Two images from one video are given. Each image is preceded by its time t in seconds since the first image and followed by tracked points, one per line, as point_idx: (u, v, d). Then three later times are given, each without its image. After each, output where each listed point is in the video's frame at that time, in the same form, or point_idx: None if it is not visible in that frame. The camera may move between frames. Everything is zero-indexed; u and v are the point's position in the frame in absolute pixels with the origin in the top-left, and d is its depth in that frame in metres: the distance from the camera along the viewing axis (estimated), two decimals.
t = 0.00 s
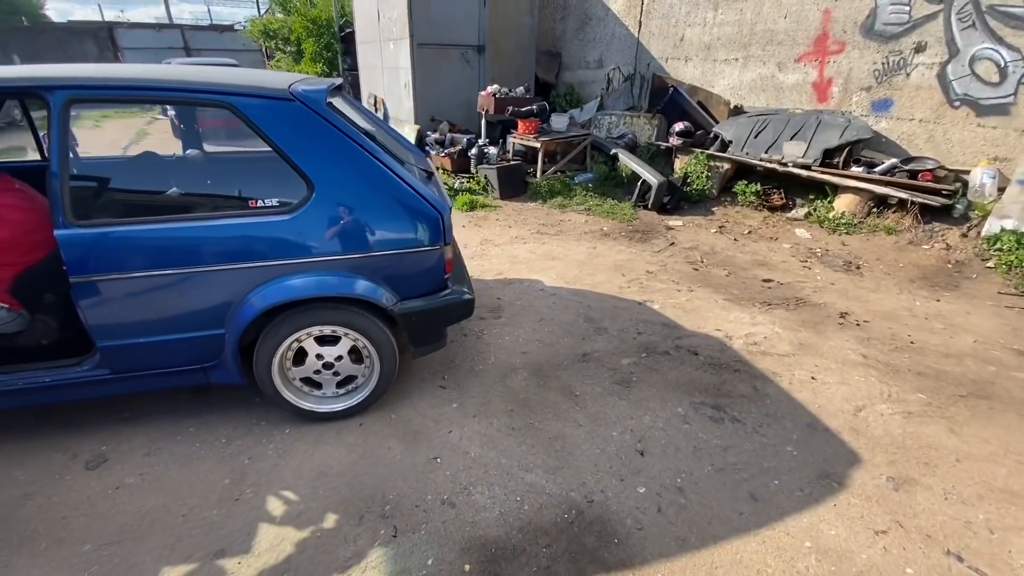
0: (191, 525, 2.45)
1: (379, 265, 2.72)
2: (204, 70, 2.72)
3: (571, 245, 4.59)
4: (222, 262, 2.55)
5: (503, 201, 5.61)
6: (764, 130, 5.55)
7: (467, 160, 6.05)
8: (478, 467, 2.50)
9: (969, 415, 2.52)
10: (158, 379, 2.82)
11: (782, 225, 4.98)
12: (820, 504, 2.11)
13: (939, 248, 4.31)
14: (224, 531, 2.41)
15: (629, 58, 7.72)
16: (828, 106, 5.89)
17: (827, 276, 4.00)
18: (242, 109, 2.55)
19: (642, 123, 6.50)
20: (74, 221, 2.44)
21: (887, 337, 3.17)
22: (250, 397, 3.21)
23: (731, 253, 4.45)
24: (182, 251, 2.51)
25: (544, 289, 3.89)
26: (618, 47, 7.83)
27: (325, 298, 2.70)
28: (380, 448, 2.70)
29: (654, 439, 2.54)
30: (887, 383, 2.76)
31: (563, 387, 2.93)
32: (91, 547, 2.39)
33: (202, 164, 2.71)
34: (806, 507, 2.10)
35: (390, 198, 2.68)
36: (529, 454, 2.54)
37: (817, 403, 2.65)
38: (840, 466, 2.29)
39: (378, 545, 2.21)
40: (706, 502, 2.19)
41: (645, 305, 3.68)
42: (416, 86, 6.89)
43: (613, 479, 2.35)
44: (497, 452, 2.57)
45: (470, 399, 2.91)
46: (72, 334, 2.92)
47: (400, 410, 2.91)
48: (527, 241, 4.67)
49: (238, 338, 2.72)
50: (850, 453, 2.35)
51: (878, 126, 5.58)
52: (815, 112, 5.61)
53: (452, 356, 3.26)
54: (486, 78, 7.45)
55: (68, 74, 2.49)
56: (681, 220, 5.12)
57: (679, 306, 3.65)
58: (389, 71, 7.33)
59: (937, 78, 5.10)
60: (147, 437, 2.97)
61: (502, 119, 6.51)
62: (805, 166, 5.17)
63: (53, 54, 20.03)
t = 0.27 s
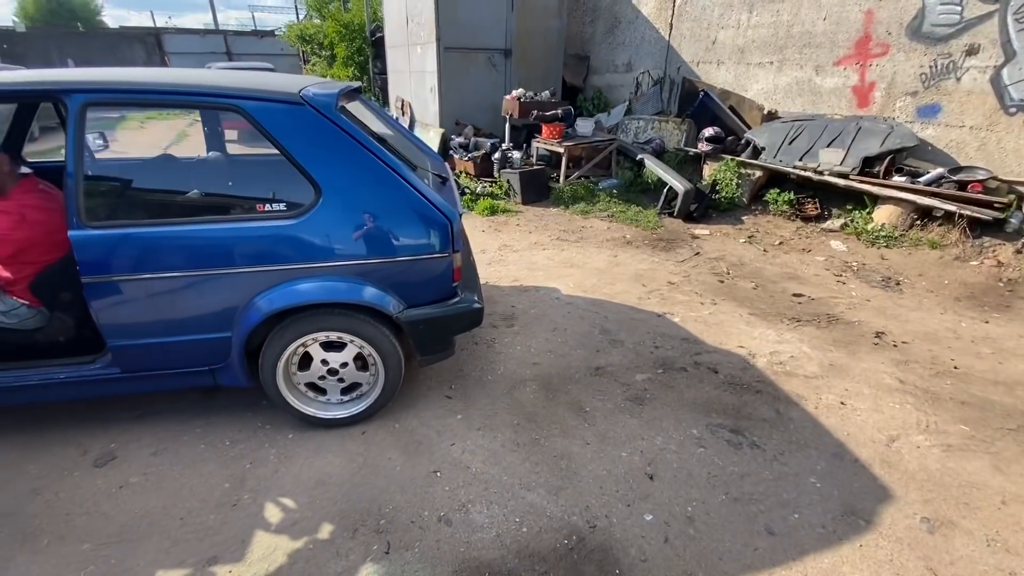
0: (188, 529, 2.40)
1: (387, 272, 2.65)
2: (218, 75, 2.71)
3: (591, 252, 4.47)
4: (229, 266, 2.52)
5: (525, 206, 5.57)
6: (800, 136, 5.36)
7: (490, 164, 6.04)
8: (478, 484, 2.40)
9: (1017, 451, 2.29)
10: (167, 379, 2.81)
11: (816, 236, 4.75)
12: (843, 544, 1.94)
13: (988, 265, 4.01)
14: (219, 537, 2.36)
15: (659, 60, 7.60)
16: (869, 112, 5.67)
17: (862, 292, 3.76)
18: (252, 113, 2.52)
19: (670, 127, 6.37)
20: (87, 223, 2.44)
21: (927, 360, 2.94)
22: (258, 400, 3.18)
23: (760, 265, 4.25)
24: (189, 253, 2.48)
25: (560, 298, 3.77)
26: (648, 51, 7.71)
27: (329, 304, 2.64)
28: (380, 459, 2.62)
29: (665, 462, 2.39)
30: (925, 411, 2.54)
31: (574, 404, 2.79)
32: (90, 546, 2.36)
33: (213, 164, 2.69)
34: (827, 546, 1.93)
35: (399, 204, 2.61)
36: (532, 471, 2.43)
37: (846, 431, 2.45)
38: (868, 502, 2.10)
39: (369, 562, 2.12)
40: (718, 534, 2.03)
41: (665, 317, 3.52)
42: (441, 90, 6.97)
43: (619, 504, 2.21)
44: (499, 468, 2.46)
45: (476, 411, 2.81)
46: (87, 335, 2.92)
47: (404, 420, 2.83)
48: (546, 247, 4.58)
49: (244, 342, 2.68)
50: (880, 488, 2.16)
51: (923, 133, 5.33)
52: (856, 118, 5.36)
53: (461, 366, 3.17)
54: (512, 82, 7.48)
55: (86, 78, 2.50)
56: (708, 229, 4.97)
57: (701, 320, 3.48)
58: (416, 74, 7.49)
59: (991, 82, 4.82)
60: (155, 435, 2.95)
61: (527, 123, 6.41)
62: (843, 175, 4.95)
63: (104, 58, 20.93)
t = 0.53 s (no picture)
0: (183, 529, 2.38)
1: (393, 280, 2.60)
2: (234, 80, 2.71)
3: (612, 262, 4.39)
4: (235, 269, 2.52)
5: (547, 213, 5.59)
6: (836, 145, 5.32)
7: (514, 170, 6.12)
8: (474, 500, 2.31)
9: None
10: (175, 378, 2.82)
11: (851, 250, 4.57)
12: None
13: None
14: (212, 540, 2.33)
15: (691, 67, 7.58)
16: (912, 121, 5.54)
17: (898, 311, 3.55)
18: (262, 118, 2.51)
19: (699, 135, 6.56)
20: (103, 224, 2.48)
21: (967, 389, 2.73)
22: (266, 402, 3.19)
23: (789, 280, 4.08)
24: (198, 253, 2.49)
25: (574, 308, 3.68)
26: (679, 56, 7.68)
27: (333, 310, 2.61)
28: (378, 468, 2.57)
29: (671, 487, 2.25)
30: (959, 445, 2.36)
31: (579, 421, 2.67)
32: (89, 540, 2.36)
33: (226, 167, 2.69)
34: None
35: (406, 211, 2.56)
36: (531, 488, 2.33)
37: (871, 463, 2.28)
38: (891, 543, 1.93)
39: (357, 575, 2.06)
40: (723, 568, 1.90)
41: (683, 332, 3.38)
42: (468, 95, 7.23)
43: (619, 529, 2.10)
44: (497, 484, 2.37)
45: (479, 423, 2.73)
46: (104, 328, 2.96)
47: (405, 429, 2.78)
48: (565, 256, 4.52)
49: (249, 344, 2.68)
50: (906, 526, 1.99)
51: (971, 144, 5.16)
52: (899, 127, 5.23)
53: (467, 376, 3.10)
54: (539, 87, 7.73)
55: (108, 82, 2.54)
56: (736, 241, 4.85)
57: (721, 336, 3.32)
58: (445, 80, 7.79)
59: None
60: (164, 433, 2.97)
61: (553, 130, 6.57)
62: (883, 187, 4.81)
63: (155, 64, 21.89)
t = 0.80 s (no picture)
0: (189, 527, 2.39)
1: (403, 287, 2.60)
2: (257, 89, 2.75)
3: (633, 274, 4.34)
4: (250, 274, 2.55)
5: (570, 222, 5.63)
6: (874, 158, 5.14)
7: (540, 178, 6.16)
8: (473, 513, 2.27)
9: None
10: (190, 378, 2.86)
11: (887, 268, 4.40)
12: None
13: None
14: (216, 539, 2.32)
15: (725, 76, 7.57)
16: (956, 133, 5.33)
17: (933, 335, 3.38)
18: (279, 127, 2.53)
19: (731, 145, 6.42)
20: (127, 226, 2.54)
21: (1004, 422, 2.57)
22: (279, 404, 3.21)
23: (818, 297, 3.94)
24: (217, 257, 2.52)
25: (591, 321, 3.63)
26: (712, 65, 7.71)
27: (342, 316, 2.61)
28: (381, 476, 2.55)
29: (676, 512, 2.17)
30: (990, 482, 2.22)
31: (586, 438, 2.61)
32: (101, 533, 2.38)
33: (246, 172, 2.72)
34: None
35: (417, 219, 2.55)
36: (533, 504, 2.28)
37: (893, 497, 2.15)
38: None
39: None
40: None
41: (702, 348, 3.28)
42: (495, 103, 7.34)
43: (619, 553, 2.02)
44: (498, 499, 2.33)
45: (485, 434, 2.70)
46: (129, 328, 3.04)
47: (411, 437, 2.77)
48: (586, 267, 4.49)
49: (261, 347, 2.71)
50: (928, 568, 1.86)
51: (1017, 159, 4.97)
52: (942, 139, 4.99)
53: (477, 386, 3.07)
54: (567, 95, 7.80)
55: (136, 91, 2.60)
56: (764, 255, 4.75)
57: (741, 353, 3.22)
58: (474, 88, 7.95)
59: None
60: (180, 431, 3.01)
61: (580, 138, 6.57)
62: (923, 203, 4.62)
63: (201, 70, 22.74)
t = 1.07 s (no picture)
0: (201, 523, 2.33)
1: (416, 294, 2.59)
2: (281, 97, 2.79)
3: (655, 284, 4.26)
4: (268, 277, 2.58)
5: (593, 230, 5.58)
6: (912, 170, 4.92)
7: (563, 185, 6.13)
8: (478, 524, 2.23)
9: None
10: (208, 376, 2.90)
11: (923, 285, 4.26)
12: None
13: None
14: (227, 535, 2.28)
15: (755, 84, 7.43)
16: (1000, 146, 5.09)
17: (971, 357, 3.22)
18: (300, 134, 2.57)
19: (760, 155, 6.36)
20: (154, 228, 2.60)
21: None
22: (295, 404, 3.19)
23: (848, 314, 3.79)
24: (237, 260, 2.56)
25: (608, 331, 3.57)
26: (742, 72, 7.57)
27: (355, 321, 2.62)
28: (389, 481, 2.52)
29: (687, 533, 2.09)
30: None
31: (596, 452, 2.55)
32: (117, 524, 2.33)
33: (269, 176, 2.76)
34: None
35: (432, 227, 2.54)
36: (539, 518, 2.23)
37: (919, 530, 2.03)
38: None
39: None
40: None
41: (721, 363, 3.19)
42: (520, 110, 7.39)
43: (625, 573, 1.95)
44: (503, 510, 2.28)
45: (495, 444, 2.67)
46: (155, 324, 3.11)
47: (421, 443, 2.75)
48: (606, 276, 4.43)
49: (276, 349, 2.73)
50: None
51: None
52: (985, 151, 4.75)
53: (488, 394, 3.04)
54: (593, 102, 7.80)
55: (165, 97, 2.67)
56: (792, 268, 4.62)
57: (763, 370, 3.11)
58: (499, 95, 8.01)
59: None
60: (199, 426, 2.97)
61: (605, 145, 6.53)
62: (963, 219, 4.41)
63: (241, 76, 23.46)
